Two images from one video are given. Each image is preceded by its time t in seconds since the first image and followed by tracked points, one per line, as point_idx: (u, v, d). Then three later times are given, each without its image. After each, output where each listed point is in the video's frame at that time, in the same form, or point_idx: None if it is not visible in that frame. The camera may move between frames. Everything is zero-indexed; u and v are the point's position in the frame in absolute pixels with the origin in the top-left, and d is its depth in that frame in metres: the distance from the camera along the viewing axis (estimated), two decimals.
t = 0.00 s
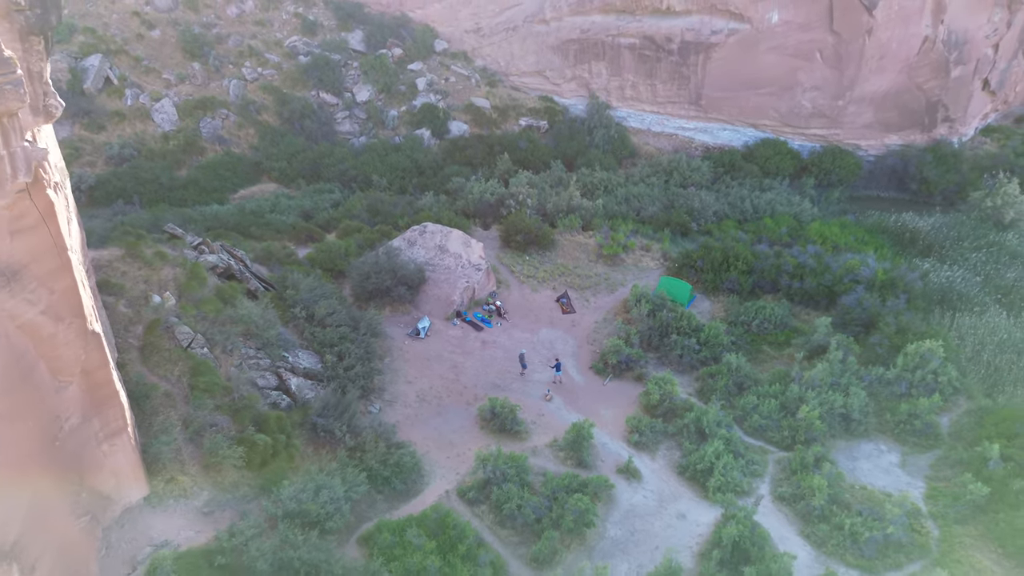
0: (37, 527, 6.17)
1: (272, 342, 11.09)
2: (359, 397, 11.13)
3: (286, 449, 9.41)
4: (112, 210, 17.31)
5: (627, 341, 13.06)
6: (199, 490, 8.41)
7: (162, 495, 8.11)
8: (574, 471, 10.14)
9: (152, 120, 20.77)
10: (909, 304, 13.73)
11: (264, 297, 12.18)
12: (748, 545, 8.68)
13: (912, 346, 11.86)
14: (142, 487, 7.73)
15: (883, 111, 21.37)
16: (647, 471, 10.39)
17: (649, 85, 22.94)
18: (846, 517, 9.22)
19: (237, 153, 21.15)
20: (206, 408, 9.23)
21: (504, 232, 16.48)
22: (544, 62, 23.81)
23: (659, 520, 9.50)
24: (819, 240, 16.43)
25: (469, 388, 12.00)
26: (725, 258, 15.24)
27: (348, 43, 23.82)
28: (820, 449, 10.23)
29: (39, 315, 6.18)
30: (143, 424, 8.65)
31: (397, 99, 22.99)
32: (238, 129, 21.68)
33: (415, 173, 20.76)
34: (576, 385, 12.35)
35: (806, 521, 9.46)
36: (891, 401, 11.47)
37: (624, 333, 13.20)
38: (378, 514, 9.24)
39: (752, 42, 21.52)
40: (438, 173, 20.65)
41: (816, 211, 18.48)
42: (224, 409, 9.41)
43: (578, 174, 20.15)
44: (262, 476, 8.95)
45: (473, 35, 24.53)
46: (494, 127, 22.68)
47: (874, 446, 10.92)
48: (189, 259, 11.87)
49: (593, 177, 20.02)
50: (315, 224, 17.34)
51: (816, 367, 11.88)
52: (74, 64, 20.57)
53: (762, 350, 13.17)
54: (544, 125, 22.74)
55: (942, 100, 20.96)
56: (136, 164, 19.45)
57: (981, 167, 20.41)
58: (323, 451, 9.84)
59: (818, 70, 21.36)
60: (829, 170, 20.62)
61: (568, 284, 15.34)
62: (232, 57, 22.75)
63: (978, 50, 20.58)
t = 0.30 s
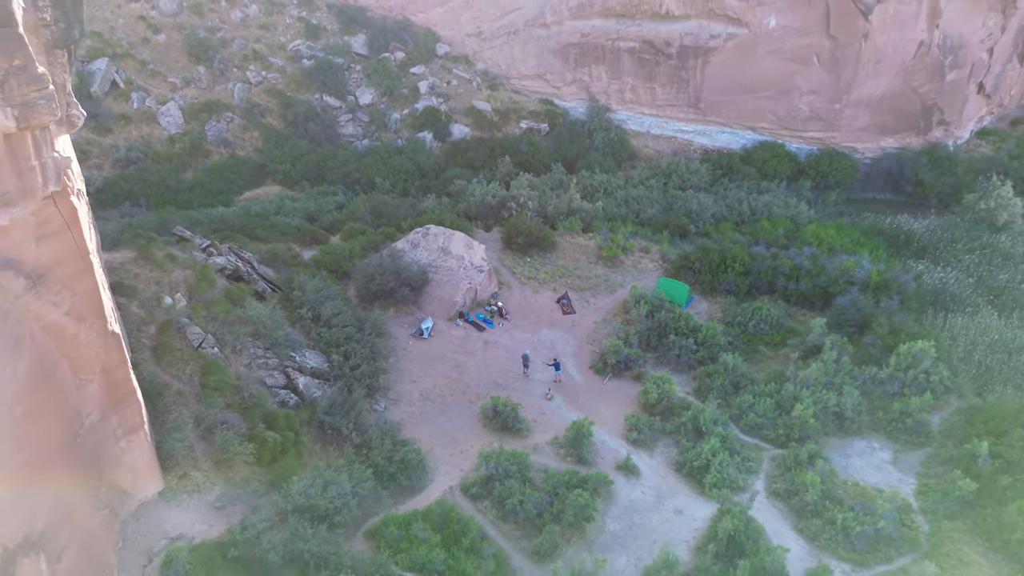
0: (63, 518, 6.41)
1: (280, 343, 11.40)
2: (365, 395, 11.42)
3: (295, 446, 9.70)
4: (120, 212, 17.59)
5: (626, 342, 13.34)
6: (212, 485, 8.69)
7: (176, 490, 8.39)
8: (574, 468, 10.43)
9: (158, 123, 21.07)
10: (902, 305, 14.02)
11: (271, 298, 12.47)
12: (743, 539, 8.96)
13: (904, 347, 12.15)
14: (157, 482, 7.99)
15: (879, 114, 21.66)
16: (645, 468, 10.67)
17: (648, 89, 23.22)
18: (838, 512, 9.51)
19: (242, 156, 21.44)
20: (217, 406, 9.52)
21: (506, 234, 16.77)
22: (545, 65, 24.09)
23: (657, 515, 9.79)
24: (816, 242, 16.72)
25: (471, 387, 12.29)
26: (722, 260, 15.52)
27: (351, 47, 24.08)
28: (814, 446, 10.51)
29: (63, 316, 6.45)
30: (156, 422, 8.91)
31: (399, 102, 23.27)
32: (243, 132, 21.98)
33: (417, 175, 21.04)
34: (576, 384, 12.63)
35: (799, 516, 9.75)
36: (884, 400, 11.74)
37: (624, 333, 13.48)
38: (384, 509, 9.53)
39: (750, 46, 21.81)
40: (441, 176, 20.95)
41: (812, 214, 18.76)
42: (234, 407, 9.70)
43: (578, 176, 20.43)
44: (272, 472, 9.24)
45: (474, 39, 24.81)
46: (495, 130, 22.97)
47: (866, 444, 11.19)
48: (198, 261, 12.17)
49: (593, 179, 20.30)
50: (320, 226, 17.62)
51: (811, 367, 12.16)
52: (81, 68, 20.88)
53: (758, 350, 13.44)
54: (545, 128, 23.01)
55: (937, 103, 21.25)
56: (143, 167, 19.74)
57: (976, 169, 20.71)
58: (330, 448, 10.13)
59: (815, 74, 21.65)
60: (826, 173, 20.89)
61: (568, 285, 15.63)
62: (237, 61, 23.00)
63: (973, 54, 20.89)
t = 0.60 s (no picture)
0: (84, 510, 6.59)
1: (288, 343, 11.70)
2: (371, 393, 11.71)
3: (303, 443, 9.99)
4: (128, 214, 17.90)
5: (625, 341, 13.63)
6: (224, 480, 8.98)
7: (189, 485, 8.68)
8: (574, 464, 10.71)
9: (164, 126, 21.38)
10: (896, 306, 14.31)
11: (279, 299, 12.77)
12: (739, 532, 9.24)
13: (898, 346, 12.42)
14: (174, 477, 8.24)
15: (875, 117, 21.92)
16: (644, 464, 10.96)
17: (648, 92, 23.50)
18: (831, 507, 9.80)
19: (247, 158, 21.76)
20: (227, 404, 9.80)
21: (507, 236, 17.07)
22: (546, 68, 24.37)
23: (656, 510, 10.07)
24: (812, 244, 17.01)
25: (474, 385, 12.58)
26: (720, 261, 15.79)
27: (354, 50, 24.36)
28: (808, 443, 10.79)
29: (85, 316, 6.72)
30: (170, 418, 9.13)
31: (402, 105, 23.54)
32: (247, 134, 22.30)
33: (420, 177, 21.36)
34: (576, 383, 12.92)
35: (793, 511, 10.04)
36: (877, 398, 12.02)
37: (623, 333, 13.77)
38: (391, 503, 9.82)
39: (747, 50, 22.07)
40: (443, 178, 21.25)
41: (809, 215, 19.04)
42: (245, 405, 9.98)
43: (578, 178, 20.72)
44: (282, 467, 9.54)
45: (475, 42, 25.09)
46: (497, 132, 23.26)
47: (860, 441, 11.46)
48: (207, 263, 12.49)
49: (592, 181, 20.59)
50: (324, 227, 17.92)
51: (806, 365, 12.45)
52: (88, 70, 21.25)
53: (754, 350, 13.72)
54: (546, 130, 23.29)
55: (933, 106, 21.50)
56: (150, 169, 20.05)
57: (971, 171, 20.99)
58: (337, 445, 10.42)
59: (812, 77, 21.92)
60: (824, 175, 21.15)
61: (569, 286, 15.92)
62: (241, 64, 23.23)
63: (968, 58, 21.14)
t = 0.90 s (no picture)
0: (105, 504, 6.84)
1: (295, 343, 11.99)
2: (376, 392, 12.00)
3: (311, 440, 10.27)
4: (135, 216, 18.20)
5: (624, 341, 13.91)
6: (235, 476, 9.27)
7: (202, 481, 8.96)
8: (575, 461, 11.00)
9: (169, 128, 21.65)
10: (890, 306, 14.59)
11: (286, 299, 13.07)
12: (734, 527, 9.52)
13: (891, 346, 12.70)
14: (188, 475, 8.52)
15: (871, 120, 22.20)
16: (642, 461, 11.25)
17: (647, 95, 23.77)
18: (825, 502, 10.08)
19: (251, 161, 22.06)
20: (237, 402, 10.07)
21: (509, 237, 17.37)
22: (546, 71, 24.64)
23: (654, 505, 10.36)
24: (808, 245, 17.29)
25: (476, 384, 12.87)
26: (717, 262, 16.07)
27: (357, 53, 24.64)
28: (803, 440, 11.06)
29: (104, 317, 6.92)
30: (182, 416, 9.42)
31: (404, 107, 23.83)
32: (252, 137, 22.60)
33: (422, 180, 21.69)
34: (577, 382, 13.20)
35: (787, 506, 10.32)
36: (871, 397, 12.30)
37: (622, 333, 14.06)
38: (396, 499, 10.11)
39: (746, 54, 22.34)
40: (445, 180, 21.55)
41: (806, 217, 19.32)
42: (254, 403, 10.26)
43: (578, 180, 21.00)
44: (290, 463, 9.82)
45: (477, 45, 25.36)
46: (498, 135, 23.53)
47: (853, 439, 11.74)
48: (216, 265, 12.79)
49: (592, 183, 20.87)
50: (328, 229, 18.21)
51: (801, 365, 12.74)
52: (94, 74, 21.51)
53: (751, 350, 14.00)
54: (546, 133, 23.58)
55: (929, 109, 21.79)
56: (155, 172, 20.33)
57: (966, 173, 21.27)
58: (344, 442, 10.70)
59: (809, 80, 22.19)
60: (820, 177, 21.44)
61: (569, 287, 16.20)
62: (245, 67, 23.49)
63: (963, 62, 21.44)
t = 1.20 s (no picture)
0: (122, 498, 7.07)
1: (302, 343, 12.29)
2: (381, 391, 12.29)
3: (318, 437, 10.55)
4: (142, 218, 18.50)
5: (623, 342, 14.19)
6: (245, 472, 9.55)
7: (213, 476, 9.24)
8: (574, 458, 11.29)
9: (174, 131, 21.90)
10: (884, 307, 14.87)
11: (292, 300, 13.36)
12: (729, 521, 9.79)
13: (884, 346, 12.99)
14: (201, 469, 8.71)
15: (868, 124, 22.48)
16: (640, 458, 11.54)
17: (646, 98, 24.06)
18: (818, 498, 10.36)
19: (256, 163, 22.35)
20: (247, 400, 10.35)
21: (510, 239, 17.67)
22: (547, 74, 24.91)
23: (652, 501, 10.65)
24: (805, 247, 17.57)
25: (479, 383, 13.16)
26: (715, 264, 16.36)
27: (359, 57, 24.93)
28: (797, 438, 11.34)
29: (123, 318, 7.19)
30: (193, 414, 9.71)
31: (406, 110, 24.13)
32: (256, 139, 22.89)
33: (424, 182, 22.00)
34: (577, 381, 13.49)
35: (782, 502, 10.60)
36: (864, 395, 12.58)
37: (621, 333, 14.34)
38: (401, 495, 10.41)
39: (743, 57, 22.63)
40: (447, 182, 21.86)
41: (802, 219, 19.61)
42: (263, 401, 10.53)
43: (579, 183, 21.28)
44: (299, 460, 10.11)
45: (478, 49, 25.65)
46: (499, 137, 23.82)
47: (847, 437, 12.02)
48: (224, 267, 13.11)
49: (592, 186, 21.15)
50: (333, 231, 18.51)
51: (796, 364, 13.02)
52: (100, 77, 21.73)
53: (747, 350, 14.29)
54: (547, 136, 23.87)
55: (925, 112, 22.06)
56: (161, 174, 20.61)
57: (961, 176, 21.55)
58: (350, 439, 10.99)
59: (806, 84, 22.46)
60: (817, 179, 21.73)
61: (569, 288, 16.49)
62: (249, 70, 23.77)
63: (958, 66, 21.69)
